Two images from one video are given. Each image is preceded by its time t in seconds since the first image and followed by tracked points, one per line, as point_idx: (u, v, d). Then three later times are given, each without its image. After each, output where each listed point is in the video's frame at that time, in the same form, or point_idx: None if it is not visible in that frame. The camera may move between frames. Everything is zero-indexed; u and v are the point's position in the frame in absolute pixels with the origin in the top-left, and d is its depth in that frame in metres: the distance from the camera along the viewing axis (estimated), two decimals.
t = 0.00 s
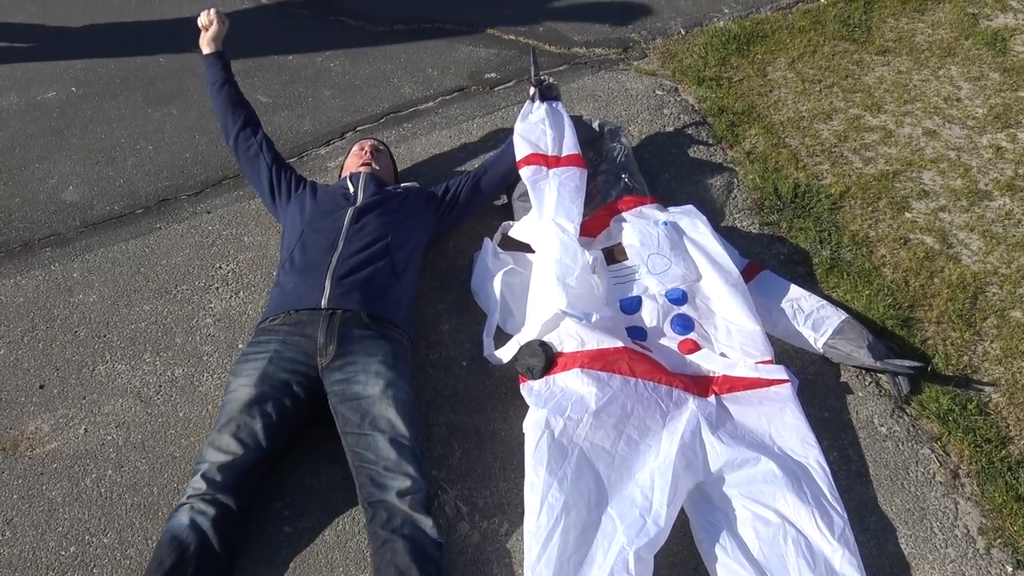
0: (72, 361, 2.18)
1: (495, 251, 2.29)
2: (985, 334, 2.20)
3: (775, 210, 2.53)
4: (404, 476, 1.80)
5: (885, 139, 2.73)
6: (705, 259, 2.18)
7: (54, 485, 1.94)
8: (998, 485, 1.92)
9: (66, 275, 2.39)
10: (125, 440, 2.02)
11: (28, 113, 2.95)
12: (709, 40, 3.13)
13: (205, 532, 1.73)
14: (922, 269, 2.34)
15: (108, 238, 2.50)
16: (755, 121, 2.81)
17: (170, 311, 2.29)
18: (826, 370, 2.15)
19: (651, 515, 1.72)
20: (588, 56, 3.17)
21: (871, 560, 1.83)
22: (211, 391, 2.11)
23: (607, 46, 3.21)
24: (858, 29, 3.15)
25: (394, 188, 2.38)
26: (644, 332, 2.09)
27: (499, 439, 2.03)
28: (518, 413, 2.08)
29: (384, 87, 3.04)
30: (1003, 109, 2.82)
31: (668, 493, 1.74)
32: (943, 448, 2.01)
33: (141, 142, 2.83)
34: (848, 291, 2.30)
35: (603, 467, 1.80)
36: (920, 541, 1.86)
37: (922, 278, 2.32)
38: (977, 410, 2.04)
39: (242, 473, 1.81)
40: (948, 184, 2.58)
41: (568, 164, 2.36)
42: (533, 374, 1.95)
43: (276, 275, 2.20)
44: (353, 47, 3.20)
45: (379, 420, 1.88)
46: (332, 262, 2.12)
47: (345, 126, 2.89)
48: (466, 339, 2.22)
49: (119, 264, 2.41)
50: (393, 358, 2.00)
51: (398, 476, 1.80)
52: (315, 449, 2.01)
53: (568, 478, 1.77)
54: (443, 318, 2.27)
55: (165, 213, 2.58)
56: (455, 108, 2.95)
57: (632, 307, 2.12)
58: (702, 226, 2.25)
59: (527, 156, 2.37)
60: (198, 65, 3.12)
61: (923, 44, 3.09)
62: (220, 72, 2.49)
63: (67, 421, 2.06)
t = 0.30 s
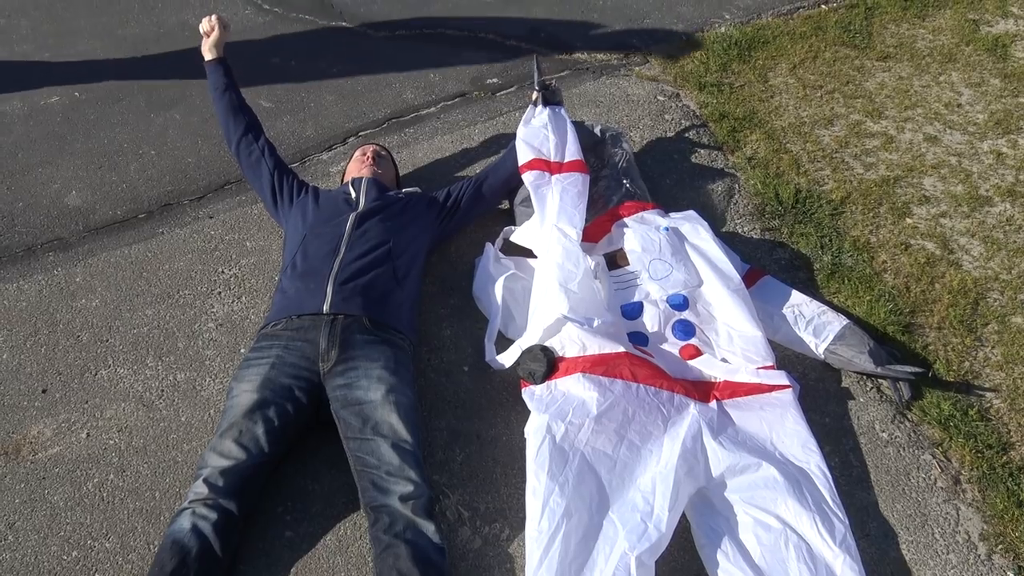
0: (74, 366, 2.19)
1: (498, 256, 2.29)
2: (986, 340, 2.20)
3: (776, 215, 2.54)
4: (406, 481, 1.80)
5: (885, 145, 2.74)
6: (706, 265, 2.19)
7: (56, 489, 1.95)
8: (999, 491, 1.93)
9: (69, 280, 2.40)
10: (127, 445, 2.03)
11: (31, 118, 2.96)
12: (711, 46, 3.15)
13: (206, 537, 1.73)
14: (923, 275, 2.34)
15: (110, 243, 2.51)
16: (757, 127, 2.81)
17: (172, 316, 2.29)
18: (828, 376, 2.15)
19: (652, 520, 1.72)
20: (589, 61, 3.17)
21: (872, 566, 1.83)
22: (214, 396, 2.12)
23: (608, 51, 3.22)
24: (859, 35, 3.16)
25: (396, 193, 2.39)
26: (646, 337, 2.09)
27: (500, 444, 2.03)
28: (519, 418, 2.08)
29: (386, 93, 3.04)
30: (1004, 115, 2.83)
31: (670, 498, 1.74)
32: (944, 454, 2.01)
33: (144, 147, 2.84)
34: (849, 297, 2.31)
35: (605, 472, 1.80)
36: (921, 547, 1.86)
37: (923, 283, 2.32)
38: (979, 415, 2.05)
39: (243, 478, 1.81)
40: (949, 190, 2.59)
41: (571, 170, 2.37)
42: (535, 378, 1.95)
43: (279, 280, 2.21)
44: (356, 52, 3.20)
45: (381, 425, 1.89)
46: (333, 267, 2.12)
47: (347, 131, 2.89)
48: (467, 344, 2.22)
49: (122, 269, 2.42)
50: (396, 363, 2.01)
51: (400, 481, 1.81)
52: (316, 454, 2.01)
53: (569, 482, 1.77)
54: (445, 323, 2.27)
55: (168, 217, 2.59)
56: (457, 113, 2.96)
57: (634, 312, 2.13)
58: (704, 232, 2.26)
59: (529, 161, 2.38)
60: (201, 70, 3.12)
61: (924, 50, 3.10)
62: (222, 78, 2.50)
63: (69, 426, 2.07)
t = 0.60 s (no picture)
0: (76, 374, 2.19)
1: (499, 264, 2.30)
2: (987, 350, 2.20)
3: (776, 225, 2.55)
4: (408, 490, 1.81)
5: (886, 154, 2.74)
6: (707, 274, 2.20)
7: (58, 497, 1.95)
8: (999, 501, 1.93)
9: (71, 287, 2.40)
10: (129, 452, 2.03)
11: (33, 124, 2.96)
12: (712, 56, 3.16)
13: (207, 546, 1.73)
14: (923, 285, 2.35)
15: (113, 251, 2.52)
16: (757, 136, 2.82)
17: (174, 324, 2.30)
18: (828, 386, 2.16)
19: (653, 531, 1.73)
20: (591, 70, 3.18)
21: None
22: (215, 404, 2.12)
23: (610, 60, 3.23)
24: (860, 45, 3.17)
25: (398, 202, 2.39)
26: (647, 347, 2.10)
27: (501, 453, 2.03)
28: (520, 427, 2.08)
29: (388, 101, 3.05)
30: (1004, 124, 2.84)
31: (671, 508, 1.74)
32: (945, 464, 2.01)
33: (147, 155, 2.85)
34: (850, 306, 2.31)
35: (606, 482, 1.80)
36: (921, 558, 1.86)
37: (924, 293, 2.33)
38: (979, 426, 2.05)
39: (244, 487, 1.81)
40: (950, 200, 2.60)
41: (572, 179, 2.38)
42: (537, 388, 1.96)
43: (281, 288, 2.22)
44: (358, 60, 3.21)
45: (383, 434, 1.89)
46: (334, 276, 2.13)
47: (349, 139, 2.90)
48: (468, 352, 2.23)
49: (124, 276, 2.42)
50: (398, 372, 2.01)
51: (401, 490, 1.81)
52: (318, 462, 2.01)
53: (571, 492, 1.77)
54: (447, 331, 2.28)
55: (170, 225, 2.60)
56: (459, 122, 2.97)
57: (635, 321, 2.13)
58: (705, 241, 2.27)
59: (532, 170, 2.38)
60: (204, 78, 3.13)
61: (924, 60, 3.11)
62: (225, 87, 2.51)
63: (71, 433, 2.07)
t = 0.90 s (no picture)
0: (75, 384, 2.19)
1: (499, 275, 2.30)
2: (985, 361, 2.21)
3: (775, 235, 2.55)
4: (407, 501, 1.81)
5: (885, 165, 2.75)
6: (706, 284, 2.20)
7: (56, 507, 1.94)
8: (999, 513, 1.93)
9: (71, 296, 2.40)
10: (128, 463, 2.03)
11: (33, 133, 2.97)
12: (711, 66, 3.17)
13: (206, 557, 1.73)
14: (922, 296, 2.35)
15: (113, 260, 2.52)
16: (757, 147, 2.84)
17: (173, 333, 2.30)
18: (828, 397, 2.16)
19: (653, 542, 1.73)
20: (590, 80, 3.19)
21: None
22: (215, 414, 2.12)
23: (609, 70, 3.24)
24: (858, 56, 3.19)
25: (398, 212, 2.40)
26: (646, 357, 2.10)
27: (501, 464, 2.03)
28: (520, 437, 2.08)
29: (388, 111, 3.05)
30: (1002, 136, 2.85)
31: (671, 520, 1.75)
32: (944, 475, 2.01)
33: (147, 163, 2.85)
34: (849, 317, 2.32)
35: (606, 493, 1.80)
36: (921, 570, 1.86)
37: (923, 304, 2.33)
38: (978, 437, 2.05)
39: (244, 497, 1.81)
40: (948, 211, 2.60)
41: (572, 190, 2.39)
42: (536, 399, 1.96)
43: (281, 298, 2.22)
44: (358, 70, 3.22)
45: (382, 445, 1.89)
46: (334, 286, 2.13)
47: (349, 149, 2.91)
48: (468, 363, 2.23)
49: (124, 286, 2.42)
50: (397, 383, 2.01)
51: (401, 501, 1.81)
52: (318, 473, 2.01)
53: (571, 504, 1.77)
54: (446, 341, 2.28)
55: (171, 234, 2.60)
56: (459, 132, 2.97)
57: (635, 331, 2.13)
58: (704, 251, 2.27)
59: (532, 181, 2.39)
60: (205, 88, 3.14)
61: (922, 71, 3.12)
62: (225, 97, 2.51)
63: (70, 444, 2.07)
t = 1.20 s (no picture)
0: (74, 393, 2.18)
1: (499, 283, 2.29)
2: (986, 369, 2.21)
3: (775, 243, 2.55)
4: (408, 511, 1.80)
5: (884, 173, 2.76)
6: (706, 293, 2.20)
7: (55, 518, 1.93)
8: (1001, 522, 1.93)
9: (70, 305, 2.40)
10: (127, 472, 2.02)
11: (32, 142, 2.96)
12: (710, 74, 3.18)
13: (205, 568, 1.72)
14: (923, 304, 2.35)
15: (112, 268, 2.52)
16: (756, 155, 2.84)
17: (173, 342, 2.29)
18: (829, 405, 2.15)
19: (654, 552, 1.72)
20: (589, 88, 3.19)
21: None
22: (214, 423, 2.12)
23: (609, 78, 3.24)
24: (857, 63, 3.19)
25: (398, 220, 2.40)
26: (647, 366, 2.10)
27: (501, 473, 2.03)
28: (520, 447, 2.08)
29: (388, 119, 3.06)
30: (1001, 143, 2.86)
31: (672, 530, 1.74)
32: (946, 484, 2.00)
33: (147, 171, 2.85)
34: (849, 325, 2.31)
35: (607, 503, 1.80)
36: None
37: (923, 312, 2.33)
38: (980, 446, 2.05)
39: (243, 507, 1.80)
40: (948, 218, 2.61)
41: (572, 199, 2.39)
42: (537, 409, 1.95)
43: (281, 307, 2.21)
44: (358, 78, 3.22)
45: (382, 455, 1.88)
46: (335, 295, 2.13)
47: (349, 157, 2.91)
48: (468, 372, 2.22)
49: (123, 294, 2.42)
50: (397, 392, 2.01)
51: (401, 511, 1.80)
52: (317, 483, 2.01)
53: (571, 513, 1.76)
54: (446, 350, 2.27)
55: (170, 242, 2.60)
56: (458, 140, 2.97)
57: (635, 340, 2.13)
58: (704, 260, 2.27)
59: (532, 189, 2.39)
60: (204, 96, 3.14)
61: (921, 78, 3.13)
62: (224, 106, 2.51)
63: (69, 453, 2.06)
